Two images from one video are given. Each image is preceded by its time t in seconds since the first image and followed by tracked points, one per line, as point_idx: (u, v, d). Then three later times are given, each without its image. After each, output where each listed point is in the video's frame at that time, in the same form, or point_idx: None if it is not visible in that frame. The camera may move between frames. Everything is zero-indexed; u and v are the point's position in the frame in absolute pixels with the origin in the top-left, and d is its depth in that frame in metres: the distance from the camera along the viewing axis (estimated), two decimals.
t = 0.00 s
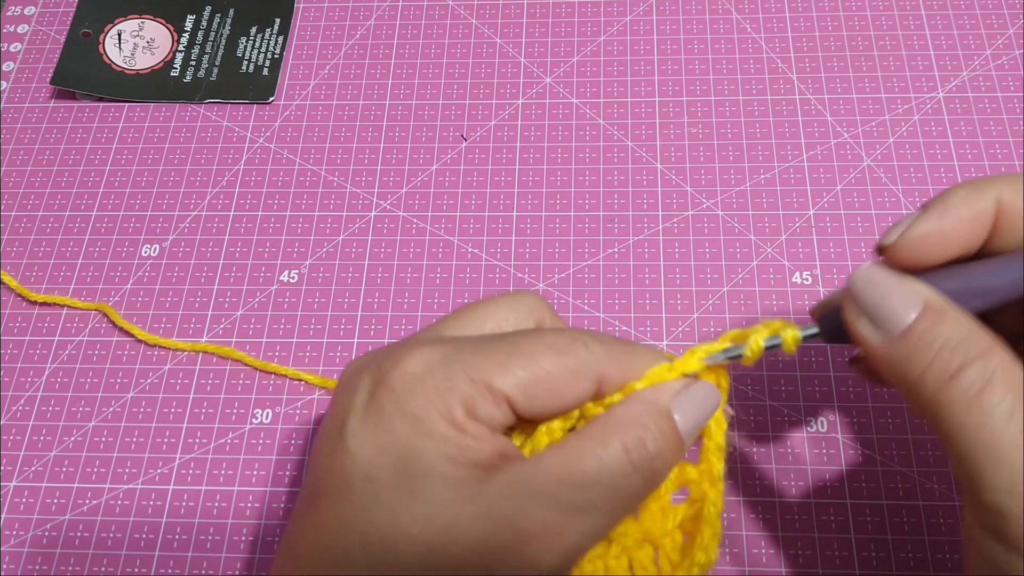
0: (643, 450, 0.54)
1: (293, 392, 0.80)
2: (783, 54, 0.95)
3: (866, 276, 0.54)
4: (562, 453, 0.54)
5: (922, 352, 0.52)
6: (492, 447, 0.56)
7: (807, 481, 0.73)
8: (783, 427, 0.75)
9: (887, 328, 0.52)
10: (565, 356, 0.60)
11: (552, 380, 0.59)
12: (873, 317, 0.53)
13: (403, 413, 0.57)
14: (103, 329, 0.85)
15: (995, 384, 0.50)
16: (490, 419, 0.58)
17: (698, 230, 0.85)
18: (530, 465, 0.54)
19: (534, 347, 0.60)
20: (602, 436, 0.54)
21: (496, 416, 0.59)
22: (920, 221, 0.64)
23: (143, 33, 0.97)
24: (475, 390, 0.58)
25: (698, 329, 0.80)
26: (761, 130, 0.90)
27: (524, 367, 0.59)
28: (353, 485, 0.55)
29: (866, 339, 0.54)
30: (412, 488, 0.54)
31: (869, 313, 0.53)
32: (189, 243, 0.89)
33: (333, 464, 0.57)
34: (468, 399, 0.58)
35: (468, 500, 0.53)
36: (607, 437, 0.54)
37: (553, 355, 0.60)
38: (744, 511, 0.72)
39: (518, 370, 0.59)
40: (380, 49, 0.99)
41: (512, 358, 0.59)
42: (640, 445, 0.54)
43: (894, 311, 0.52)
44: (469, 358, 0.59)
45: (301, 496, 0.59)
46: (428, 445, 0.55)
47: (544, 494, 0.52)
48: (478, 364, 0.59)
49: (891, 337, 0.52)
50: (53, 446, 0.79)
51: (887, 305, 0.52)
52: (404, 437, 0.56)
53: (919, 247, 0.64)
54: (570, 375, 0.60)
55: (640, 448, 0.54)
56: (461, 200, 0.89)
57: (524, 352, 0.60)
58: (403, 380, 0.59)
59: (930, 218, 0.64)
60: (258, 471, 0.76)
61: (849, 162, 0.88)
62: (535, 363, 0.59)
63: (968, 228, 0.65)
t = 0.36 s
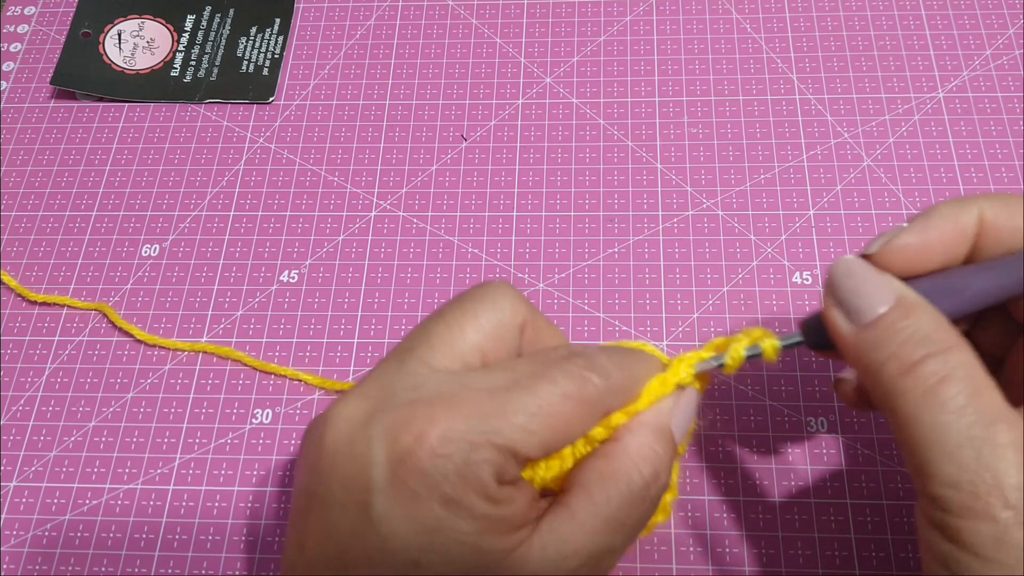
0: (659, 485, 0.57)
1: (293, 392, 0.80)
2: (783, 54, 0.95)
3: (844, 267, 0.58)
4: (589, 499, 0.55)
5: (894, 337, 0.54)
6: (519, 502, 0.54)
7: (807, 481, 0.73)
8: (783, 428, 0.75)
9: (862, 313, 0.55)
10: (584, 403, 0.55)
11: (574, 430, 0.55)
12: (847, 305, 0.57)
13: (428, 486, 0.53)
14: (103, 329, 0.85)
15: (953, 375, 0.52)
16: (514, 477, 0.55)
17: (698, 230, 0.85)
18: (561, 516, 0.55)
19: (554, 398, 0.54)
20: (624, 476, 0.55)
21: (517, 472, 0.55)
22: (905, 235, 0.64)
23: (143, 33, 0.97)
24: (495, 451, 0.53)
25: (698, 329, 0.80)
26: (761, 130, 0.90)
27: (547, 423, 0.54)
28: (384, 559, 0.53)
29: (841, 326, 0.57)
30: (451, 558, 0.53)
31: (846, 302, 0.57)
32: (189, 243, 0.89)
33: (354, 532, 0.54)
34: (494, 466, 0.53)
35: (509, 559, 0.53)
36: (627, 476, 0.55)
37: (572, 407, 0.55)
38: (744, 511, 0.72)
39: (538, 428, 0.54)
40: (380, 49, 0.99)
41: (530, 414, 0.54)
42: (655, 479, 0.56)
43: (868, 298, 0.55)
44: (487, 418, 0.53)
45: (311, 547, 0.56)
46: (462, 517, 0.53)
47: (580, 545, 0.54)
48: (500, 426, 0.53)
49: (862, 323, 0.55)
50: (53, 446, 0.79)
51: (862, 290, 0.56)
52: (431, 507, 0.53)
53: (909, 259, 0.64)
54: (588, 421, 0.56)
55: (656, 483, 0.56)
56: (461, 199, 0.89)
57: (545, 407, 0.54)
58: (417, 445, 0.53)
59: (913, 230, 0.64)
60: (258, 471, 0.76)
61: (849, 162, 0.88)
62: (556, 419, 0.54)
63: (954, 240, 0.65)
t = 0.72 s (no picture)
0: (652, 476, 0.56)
1: (294, 392, 0.80)
2: (783, 54, 0.95)
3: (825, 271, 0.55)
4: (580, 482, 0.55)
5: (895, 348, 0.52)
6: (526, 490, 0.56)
7: (807, 481, 0.73)
8: (783, 428, 0.75)
9: (848, 318, 0.53)
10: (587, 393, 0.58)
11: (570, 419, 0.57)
12: (836, 310, 0.54)
13: (437, 475, 0.53)
14: (103, 329, 0.85)
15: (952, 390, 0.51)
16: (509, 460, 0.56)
17: (698, 230, 0.85)
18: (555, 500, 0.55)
19: (562, 387, 0.56)
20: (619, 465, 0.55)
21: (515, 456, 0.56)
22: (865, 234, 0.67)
23: (143, 33, 0.97)
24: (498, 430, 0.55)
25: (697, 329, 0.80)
26: (761, 130, 0.90)
27: (552, 413, 0.56)
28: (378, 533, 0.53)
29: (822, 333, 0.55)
30: (441, 536, 0.53)
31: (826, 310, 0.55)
32: (189, 243, 0.89)
33: (364, 524, 0.54)
34: (495, 446, 0.54)
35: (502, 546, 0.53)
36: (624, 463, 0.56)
37: (577, 393, 0.56)
38: (744, 511, 0.72)
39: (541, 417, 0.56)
40: (380, 49, 0.99)
41: (534, 398, 0.56)
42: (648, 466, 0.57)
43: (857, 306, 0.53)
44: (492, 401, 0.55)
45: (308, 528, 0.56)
46: (471, 505, 0.53)
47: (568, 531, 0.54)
48: (503, 407, 0.55)
49: (852, 328, 0.53)
50: (53, 446, 0.79)
51: (843, 303, 0.54)
52: (425, 482, 0.54)
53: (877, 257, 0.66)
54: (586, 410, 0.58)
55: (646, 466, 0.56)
56: (461, 200, 0.89)
57: (549, 392, 0.56)
58: (422, 417, 0.55)
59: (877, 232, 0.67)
60: (258, 471, 0.77)
61: (849, 163, 0.88)
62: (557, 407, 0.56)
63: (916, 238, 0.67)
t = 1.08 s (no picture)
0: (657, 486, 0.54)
1: (293, 392, 0.80)
2: (783, 54, 0.95)
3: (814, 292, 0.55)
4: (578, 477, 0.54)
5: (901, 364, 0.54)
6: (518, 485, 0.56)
7: (808, 481, 0.73)
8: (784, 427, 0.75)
9: (842, 347, 0.54)
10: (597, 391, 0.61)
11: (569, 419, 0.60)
12: (827, 338, 0.55)
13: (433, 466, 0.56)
14: (103, 329, 0.85)
15: (944, 415, 0.53)
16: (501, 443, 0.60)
17: (698, 230, 0.85)
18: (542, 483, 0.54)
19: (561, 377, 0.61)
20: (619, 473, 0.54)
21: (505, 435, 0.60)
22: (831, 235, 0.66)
23: (143, 33, 0.97)
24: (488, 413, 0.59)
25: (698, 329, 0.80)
26: (761, 130, 0.90)
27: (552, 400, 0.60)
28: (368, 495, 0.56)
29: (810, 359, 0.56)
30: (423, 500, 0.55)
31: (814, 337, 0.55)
32: (189, 243, 0.89)
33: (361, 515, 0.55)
34: (479, 419, 0.59)
35: (480, 516, 0.53)
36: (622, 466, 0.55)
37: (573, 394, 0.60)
38: (744, 510, 0.72)
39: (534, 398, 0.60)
40: (380, 49, 0.99)
41: (527, 384, 0.60)
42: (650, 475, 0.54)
43: (849, 328, 0.54)
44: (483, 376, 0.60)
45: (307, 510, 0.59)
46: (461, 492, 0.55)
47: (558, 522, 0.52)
48: (494, 383, 0.59)
49: (846, 356, 0.54)
50: (53, 446, 0.79)
51: (836, 330, 0.54)
52: (415, 453, 0.57)
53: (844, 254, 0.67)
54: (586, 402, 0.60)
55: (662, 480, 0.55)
56: (461, 199, 0.89)
57: (542, 378, 0.60)
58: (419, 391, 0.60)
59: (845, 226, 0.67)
60: (258, 471, 0.76)
61: (849, 162, 0.88)
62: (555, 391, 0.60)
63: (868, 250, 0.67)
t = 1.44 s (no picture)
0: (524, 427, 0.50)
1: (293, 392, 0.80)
2: (783, 54, 0.95)
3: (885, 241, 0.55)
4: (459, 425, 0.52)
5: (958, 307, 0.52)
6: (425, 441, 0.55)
7: (807, 481, 0.73)
8: (783, 427, 0.75)
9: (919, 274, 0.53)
10: (509, 358, 0.61)
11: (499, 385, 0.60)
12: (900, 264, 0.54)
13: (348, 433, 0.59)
14: (103, 329, 0.85)
15: None
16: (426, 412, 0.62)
17: (698, 230, 0.85)
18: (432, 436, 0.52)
19: (484, 349, 0.62)
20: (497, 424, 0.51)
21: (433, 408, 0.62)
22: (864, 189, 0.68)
23: (143, 33, 0.97)
24: (413, 385, 0.63)
25: (698, 329, 0.80)
26: (761, 130, 0.90)
27: (479, 374, 0.61)
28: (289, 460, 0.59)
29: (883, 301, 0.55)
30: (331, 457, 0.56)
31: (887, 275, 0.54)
32: (189, 243, 0.89)
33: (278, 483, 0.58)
34: (399, 389, 0.63)
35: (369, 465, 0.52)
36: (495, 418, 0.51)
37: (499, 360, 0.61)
38: (745, 511, 0.72)
39: (460, 369, 0.62)
40: (380, 49, 0.99)
41: (450, 352, 0.63)
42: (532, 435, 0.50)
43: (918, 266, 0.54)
44: (412, 351, 0.65)
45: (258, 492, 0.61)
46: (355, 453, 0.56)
47: (426, 471, 0.50)
48: (418, 355, 0.64)
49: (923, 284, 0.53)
50: (53, 446, 0.79)
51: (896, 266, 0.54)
52: (332, 422, 0.60)
53: (885, 205, 0.68)
54: (506, 370, 0.61)
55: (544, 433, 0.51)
56: (461, 199, 0.89)
57: (466, 351, 0.63)
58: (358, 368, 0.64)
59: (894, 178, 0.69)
60: (258, 471, 0.76)
61: (849, 162, 0.88)
62: (479, 360, 0.62)
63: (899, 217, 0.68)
